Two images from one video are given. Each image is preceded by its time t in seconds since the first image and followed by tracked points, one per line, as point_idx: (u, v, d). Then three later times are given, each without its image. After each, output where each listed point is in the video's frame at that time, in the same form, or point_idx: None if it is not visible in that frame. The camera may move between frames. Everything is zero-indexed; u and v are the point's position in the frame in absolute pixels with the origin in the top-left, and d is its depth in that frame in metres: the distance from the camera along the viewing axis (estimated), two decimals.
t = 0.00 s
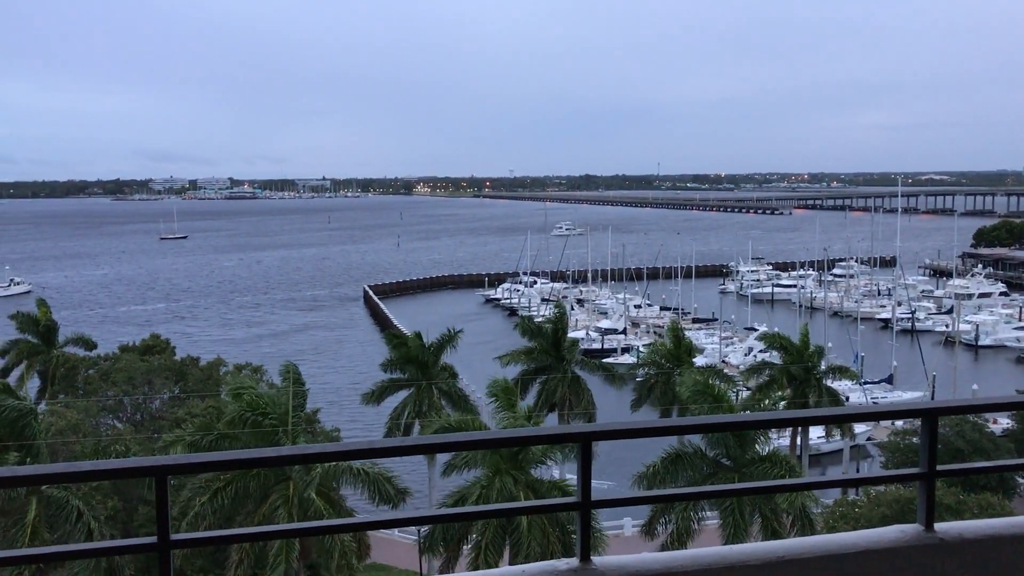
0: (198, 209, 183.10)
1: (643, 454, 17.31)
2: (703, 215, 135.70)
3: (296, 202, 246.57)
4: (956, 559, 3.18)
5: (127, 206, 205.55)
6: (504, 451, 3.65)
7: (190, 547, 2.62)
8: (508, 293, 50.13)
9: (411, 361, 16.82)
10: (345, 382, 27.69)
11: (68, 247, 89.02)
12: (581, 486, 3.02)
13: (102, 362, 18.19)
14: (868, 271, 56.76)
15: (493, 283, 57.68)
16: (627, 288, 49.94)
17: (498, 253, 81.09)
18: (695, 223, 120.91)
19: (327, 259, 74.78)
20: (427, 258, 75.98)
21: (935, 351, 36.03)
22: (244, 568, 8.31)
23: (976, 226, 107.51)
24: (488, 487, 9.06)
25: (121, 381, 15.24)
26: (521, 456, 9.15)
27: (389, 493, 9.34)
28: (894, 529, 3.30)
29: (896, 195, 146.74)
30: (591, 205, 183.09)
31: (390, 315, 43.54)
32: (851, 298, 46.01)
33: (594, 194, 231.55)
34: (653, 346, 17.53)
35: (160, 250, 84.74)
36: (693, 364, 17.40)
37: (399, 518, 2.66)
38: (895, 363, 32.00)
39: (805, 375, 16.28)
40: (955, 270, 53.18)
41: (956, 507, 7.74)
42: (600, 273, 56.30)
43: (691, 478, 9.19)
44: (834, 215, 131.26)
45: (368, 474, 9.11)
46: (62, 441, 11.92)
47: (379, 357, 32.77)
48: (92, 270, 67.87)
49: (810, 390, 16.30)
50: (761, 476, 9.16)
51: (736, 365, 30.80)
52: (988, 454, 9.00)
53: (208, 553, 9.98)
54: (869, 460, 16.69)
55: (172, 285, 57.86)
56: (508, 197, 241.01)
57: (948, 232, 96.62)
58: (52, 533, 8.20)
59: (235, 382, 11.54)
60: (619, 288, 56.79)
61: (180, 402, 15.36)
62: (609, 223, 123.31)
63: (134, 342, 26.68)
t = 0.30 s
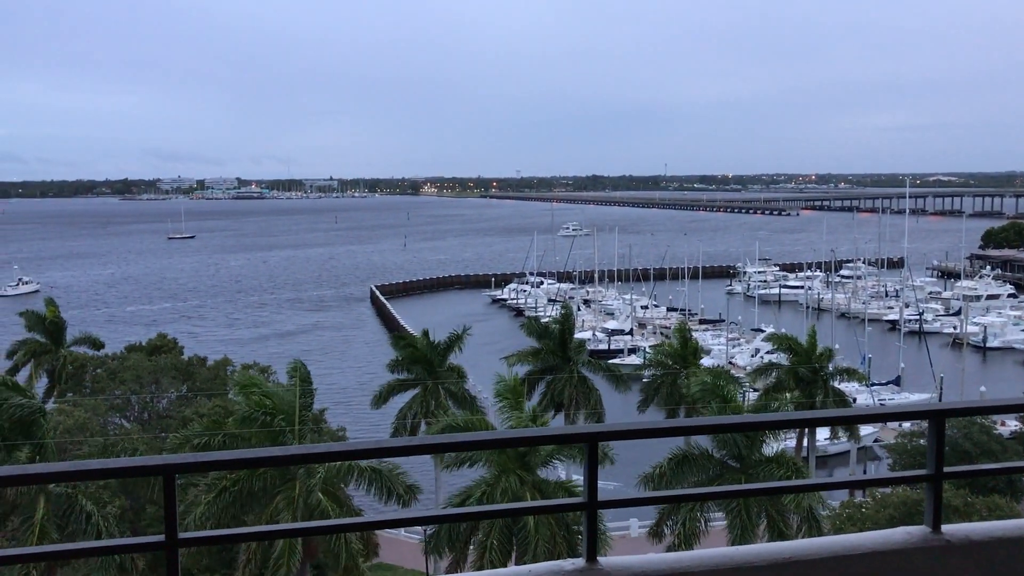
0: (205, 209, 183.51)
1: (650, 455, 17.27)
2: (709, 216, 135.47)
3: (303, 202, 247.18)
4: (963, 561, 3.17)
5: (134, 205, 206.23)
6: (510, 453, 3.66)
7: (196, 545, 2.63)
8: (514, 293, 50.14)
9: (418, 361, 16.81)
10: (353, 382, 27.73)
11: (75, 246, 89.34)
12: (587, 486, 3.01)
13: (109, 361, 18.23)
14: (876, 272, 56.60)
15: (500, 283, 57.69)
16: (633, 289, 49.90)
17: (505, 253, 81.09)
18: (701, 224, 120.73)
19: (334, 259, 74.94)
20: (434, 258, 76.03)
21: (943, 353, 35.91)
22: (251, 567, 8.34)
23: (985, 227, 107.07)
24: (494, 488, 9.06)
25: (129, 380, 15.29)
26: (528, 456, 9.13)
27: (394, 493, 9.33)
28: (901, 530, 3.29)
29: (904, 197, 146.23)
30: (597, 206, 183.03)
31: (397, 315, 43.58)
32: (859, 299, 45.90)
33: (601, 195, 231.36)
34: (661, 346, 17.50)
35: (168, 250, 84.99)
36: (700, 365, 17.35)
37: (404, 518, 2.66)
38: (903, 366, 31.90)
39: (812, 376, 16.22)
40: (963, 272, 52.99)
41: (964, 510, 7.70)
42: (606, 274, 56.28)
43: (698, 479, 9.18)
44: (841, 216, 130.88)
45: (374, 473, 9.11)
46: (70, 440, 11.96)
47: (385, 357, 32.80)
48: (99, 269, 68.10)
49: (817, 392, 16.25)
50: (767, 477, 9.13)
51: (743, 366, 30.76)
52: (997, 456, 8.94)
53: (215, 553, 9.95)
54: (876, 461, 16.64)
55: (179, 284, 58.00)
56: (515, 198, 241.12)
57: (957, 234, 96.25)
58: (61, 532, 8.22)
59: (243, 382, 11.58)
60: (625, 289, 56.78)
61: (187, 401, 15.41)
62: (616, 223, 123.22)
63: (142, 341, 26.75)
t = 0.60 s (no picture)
0: (213, 209, 184.30)
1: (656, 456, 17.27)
2: (716, 217, 135.27)
3: (309, 202, 247.91)
4: (971, 562, 3.17)
5: (142, 204, 207.18)
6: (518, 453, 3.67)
7: (207, 545, 2.67)
8: (521, 294, 50.18)
9: (425, 361, 16.82)
10: (360, 382, 27.79)
11: (83, 246, 89.71)
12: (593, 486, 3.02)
13: (117, 361, 18.28)
14: (884, 274, 56.44)
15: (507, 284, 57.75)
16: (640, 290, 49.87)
17: (512, 254, 81.08)
18: (708, 225, 120.63)
19: (342, 259, 75.17)
20: (441, 259, 76.09)
21: (951, 355, 35.81)
22: (258, 566, 8.36)
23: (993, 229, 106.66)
24: (500, 489, 9.07)
25: (137, 380, 15.34)
26: (536, 456, 9.13)
27: (402, 492, 9.35)
28: (910, 531, 3.28)
29: (912, 198, 145.77)
30: (604, 207, 183.16)
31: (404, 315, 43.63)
32: (866, 301, 45.78)
33: (608, 196, 231.44)
34: (667, 347, 17.47)
35: (175, 250, 85.34)
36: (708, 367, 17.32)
37: (412, 518, 2.67)
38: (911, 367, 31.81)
39: (819, 378, 16.19)
40: (972, 273, 52.78)
41: (973, 512, 7.66)
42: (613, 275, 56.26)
43: (705, 480, 9.15)
44: (849, 217, 130.54)
45: (381, 471, 9.12)
46: (78, 439, 12.00)
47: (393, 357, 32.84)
48: (107, 269, 68.33)
49: (824, 393, 16.22)
50: (774, 478, 9.11)
51: (750, 368, 30.73)
52: (1005, 458, 8.89)
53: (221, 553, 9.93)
54: (883, 463, 16.57)
55: (187, 284, 58.14)
56: (521, 198, 241.39)
57: (965, 235, 95.89)
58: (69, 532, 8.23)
59: (251, 381, 11.62)
60: (632, 290, 56.77)
61: (194, 400, 15.44)
62: (623, 224, 123.17)
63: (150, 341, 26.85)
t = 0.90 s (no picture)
0: (222, 210, 185.36)
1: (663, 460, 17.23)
2: (725, 219, 135.09)
3: (317, 203, 248.57)
4: (982, 564, 3.16)
5: (151, 205, 208.47)
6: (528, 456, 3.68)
7: (216, 545, 2.67)
8: (529, 296, 50.19)
9: (432, 363, 16.83)
10: (368, 384, 27.86)
11: (93, 247, 90.17)
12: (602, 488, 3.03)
13: (127, 362, 18.37)
14: (893, 277, 56.28)
15: (514, 286, 57.76)
16: (648, 292, 49.82)
17: (520, 256, 81.11)
18: (717, 227, 120.46)
19: (350, 260, 75.37)
20: (449, 261, 76.17)
21: (960, 358, 35.67)
22: (266, 566, 8.39)
23: (1003, 232, 106.21)
24: (508, 491, 9.08)
25: (146, 381, 15.40)
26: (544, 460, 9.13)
27: (409, 494, 9.36)
28: (919, 535, 3.28)
29: (921, 201, 145.25)
30: (612, 208, 183.17)
31: (412, 317, 43.70)
32: (875, 303, 45.66)
33: (615, 199, 231.25)
34: (676, 350, 17.44)
35: (185, 251, 85.66)
36: (717, 370, 17.27)
37: (425, 519, 2.68)
38: (920, 370, 31.70)
39: (828, 380, 16.14)
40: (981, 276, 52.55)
41: (983, 516, 7.64)
42: (621, 276, 56.23)
43: (713, 484, 9.13)
44: (858, 220, 130.20)
45: (388, 472, 9.13)
46: (87, 439, 12.05)
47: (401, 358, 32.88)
48: (115, 270, 68.63)
49: (833, 396, 16.17)
50: (783, 482, 9.09)
51: (758, 370, 30.67)
52: (1015, 462, 8.85)
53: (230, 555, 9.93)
54: (892, 466, 16.50)
55: (196, 285, 58.35)
56: (529, 200, 241.50)
57: (974, 238, 95.49)
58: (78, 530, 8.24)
59: (260, 380, 11.65)
60: (640, 292, 56.74)
61: (203, 401, 15.50)
62: (631, 226, 123.13)
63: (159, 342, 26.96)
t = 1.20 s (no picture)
0: (232, 212, 186.15)
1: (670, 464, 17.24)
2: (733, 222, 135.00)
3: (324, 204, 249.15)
4: (995, 568, 3.14)
5: (160, 206, 209.28)
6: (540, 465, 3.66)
7: (225, 547, 2.67)
8: (537, 297, 50.20)
9: (439, 364, 16.85)
10: (377, 385, 27.90)
11: (102, 248, 90.60)
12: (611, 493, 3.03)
13: (135, 363, 18.41)
14: (902, 280, 56.16)
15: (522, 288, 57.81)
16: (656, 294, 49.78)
17: (528, 258, 81.18)
18: (725, 229, 120.37)
19: (359, 262, 75.52)
20: (457, 263, 76.25)
21: (970, 362, 35.54)
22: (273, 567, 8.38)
23: (1013, 235, 105.81)
24: (516, 493, 9.08)
25: (154, 382, 15.46)
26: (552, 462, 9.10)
27: (416, 496, 9.34)
28: (928, 540, 3.27)
29: (930, 203, 144.90)
30: (621, 211, 183.19)
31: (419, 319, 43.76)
32: (884, 306, 45.55)
33: (623, 201, 231.25)
34: (683, 353, 17.40)
35: (194, 252, 85.96)
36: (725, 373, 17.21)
37: (436, 523, 2.69)
38: (929, 374, 31.59)
39: (836, 383, 16.06)
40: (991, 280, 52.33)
41: (992, 521, 7.60)
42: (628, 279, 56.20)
43: (721, 487, 9.09)
44: (866, 223, 129.93)
45: (395, 474, 9.12)
46: (96, 440, 12.08)
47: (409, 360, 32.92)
48: (124, 271, 68.92)
49: (841, 399, 16.11)
50: (790, 486, 9.04)
51: (766, 373, 30.62)
52: None
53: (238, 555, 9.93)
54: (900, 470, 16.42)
55: (204, 286, 58.56)
56: (536, 202, 241.62)
57: (984, 241, 95.15)
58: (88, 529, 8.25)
59: (269, 382, 11.66)
60: (647, 294, 56.73)
61: (211, 402, 15.53)
62: (639, 229, 123.20)
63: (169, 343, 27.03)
